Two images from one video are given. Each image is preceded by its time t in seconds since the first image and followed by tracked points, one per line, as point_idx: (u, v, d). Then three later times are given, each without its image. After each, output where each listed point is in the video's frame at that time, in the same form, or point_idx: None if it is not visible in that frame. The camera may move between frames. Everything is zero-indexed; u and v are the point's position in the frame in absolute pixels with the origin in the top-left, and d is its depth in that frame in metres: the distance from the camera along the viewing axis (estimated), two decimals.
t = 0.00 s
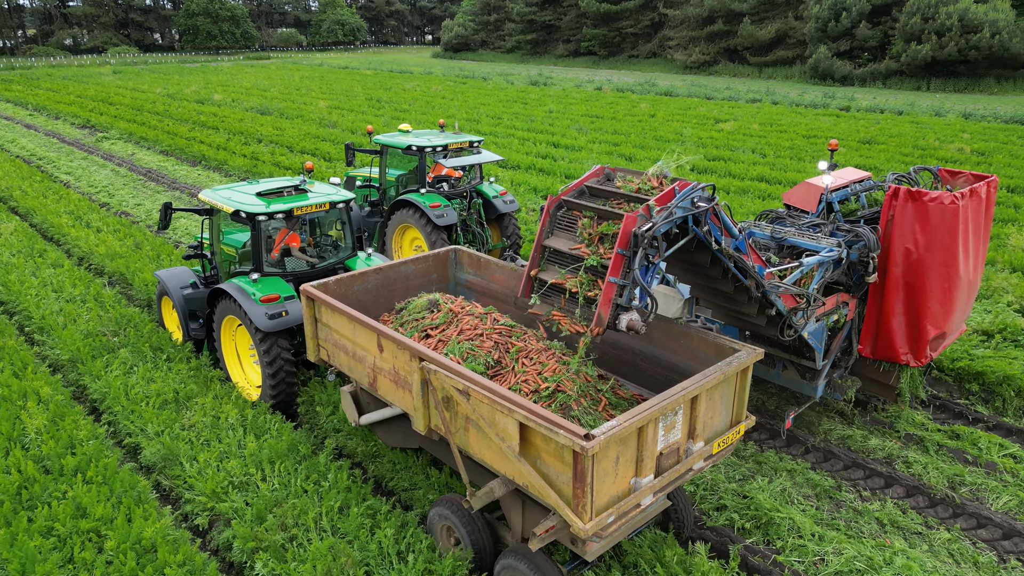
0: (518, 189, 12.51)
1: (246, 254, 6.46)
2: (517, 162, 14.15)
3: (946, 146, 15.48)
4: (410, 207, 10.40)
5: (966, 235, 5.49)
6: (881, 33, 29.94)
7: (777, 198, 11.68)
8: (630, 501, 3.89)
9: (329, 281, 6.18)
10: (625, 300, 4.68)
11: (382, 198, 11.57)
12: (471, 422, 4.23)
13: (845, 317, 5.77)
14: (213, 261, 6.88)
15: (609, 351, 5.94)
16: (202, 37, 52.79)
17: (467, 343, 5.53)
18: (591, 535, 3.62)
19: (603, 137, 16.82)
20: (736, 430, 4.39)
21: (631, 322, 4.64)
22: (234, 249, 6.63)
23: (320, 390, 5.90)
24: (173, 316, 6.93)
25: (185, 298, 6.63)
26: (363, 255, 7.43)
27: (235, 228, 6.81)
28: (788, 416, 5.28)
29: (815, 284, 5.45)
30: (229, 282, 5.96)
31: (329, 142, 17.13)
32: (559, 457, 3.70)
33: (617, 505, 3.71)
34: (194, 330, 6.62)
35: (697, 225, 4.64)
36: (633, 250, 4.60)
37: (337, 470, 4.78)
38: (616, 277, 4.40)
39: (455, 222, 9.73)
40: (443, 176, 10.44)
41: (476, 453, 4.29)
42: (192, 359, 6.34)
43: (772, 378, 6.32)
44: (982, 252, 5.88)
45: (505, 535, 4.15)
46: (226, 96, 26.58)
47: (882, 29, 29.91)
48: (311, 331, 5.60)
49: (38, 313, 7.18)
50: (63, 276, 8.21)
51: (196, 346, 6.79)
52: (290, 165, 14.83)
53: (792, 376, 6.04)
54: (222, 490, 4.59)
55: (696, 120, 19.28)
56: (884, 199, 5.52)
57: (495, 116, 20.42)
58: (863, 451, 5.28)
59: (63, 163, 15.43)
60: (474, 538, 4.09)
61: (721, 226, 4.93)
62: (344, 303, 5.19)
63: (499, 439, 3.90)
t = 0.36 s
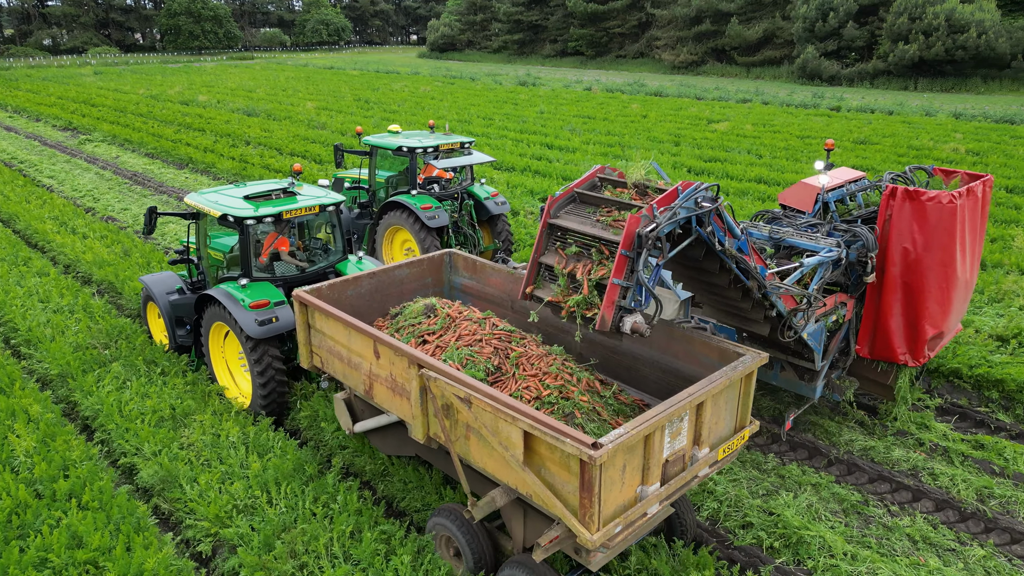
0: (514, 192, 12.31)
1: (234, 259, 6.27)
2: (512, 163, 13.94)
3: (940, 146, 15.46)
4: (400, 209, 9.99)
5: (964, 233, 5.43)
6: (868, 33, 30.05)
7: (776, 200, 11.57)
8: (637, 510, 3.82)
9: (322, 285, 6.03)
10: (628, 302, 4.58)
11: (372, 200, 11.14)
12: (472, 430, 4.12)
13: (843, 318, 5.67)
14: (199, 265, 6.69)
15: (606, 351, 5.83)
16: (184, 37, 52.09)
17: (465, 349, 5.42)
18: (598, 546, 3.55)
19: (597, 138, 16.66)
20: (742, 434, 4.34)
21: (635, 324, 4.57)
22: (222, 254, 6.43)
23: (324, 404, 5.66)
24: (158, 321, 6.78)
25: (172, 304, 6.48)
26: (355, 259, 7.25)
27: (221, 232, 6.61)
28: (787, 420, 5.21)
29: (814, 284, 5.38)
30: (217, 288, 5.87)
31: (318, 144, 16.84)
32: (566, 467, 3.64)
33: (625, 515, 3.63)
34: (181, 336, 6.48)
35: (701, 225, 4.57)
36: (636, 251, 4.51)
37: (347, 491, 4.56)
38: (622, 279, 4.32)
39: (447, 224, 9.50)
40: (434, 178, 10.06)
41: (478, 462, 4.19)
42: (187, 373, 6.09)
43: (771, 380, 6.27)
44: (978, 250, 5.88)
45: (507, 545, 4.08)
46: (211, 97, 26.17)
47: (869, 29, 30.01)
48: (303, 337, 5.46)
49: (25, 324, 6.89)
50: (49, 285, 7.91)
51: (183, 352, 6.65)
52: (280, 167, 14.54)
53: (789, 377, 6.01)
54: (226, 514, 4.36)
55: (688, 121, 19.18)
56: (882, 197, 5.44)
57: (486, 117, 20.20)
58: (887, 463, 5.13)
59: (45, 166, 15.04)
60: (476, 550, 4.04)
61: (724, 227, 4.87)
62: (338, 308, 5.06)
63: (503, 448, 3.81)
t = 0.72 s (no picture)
0: (511, 195, 12.10)
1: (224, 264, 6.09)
2: (507, 165, 13.73)
3: (936, 146, 15.43)
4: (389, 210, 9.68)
5: (964, 235, 5.54)
6: (856, 33, 30.14)
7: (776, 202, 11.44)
8: (645, 521, 3.76)
9: (315, 292, 5.89)
10: (641, 307, 4.54)
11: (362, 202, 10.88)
12: (475, 441, 4.04)
13: (844, 319, 5.73)
14: (188, 270, 6.51)
15: (621, 364, 5.72)
16: (167, 37, 51.37)
17: (465, 356, 5.32)
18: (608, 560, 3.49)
19: (591, 139, 16.49)
20: (748, 443, 4.29)
21: (649, 329, 4.54)
22: (211, 259, 6.22)
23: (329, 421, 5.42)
24: (144, 328, 6.63)
25: (159, 310, 6.30)
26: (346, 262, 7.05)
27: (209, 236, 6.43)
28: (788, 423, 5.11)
29: (817, 286, 5.43)
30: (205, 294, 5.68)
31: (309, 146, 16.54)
32: (575, 479, 3.56)
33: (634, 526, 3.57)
34: (169, 344, 6.36)
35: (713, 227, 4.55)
36: (649, 254, 4.50)
37: (358, 516, 4.33)
38: (636, 282, 4.30)
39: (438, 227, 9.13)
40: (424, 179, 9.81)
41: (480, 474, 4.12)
42: (184, 388, 5.83)
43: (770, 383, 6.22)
44: (976, 251, 5.97)
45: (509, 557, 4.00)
46: (195, 98, 25.73)
47: (857, 29, 30.11)
48: (296, 344, 5.35)
49: (11, 337, 6.59)
50: (35, 295, 7.60)
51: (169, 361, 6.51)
52: (270, 170, 14.23)
53: (790, 380, 5.97)
54: (231, 542, 4.13)
55: (682, 121, 19.06)
56: (883, 199, 5.55)
57: (477, 118, 19.97)
58: (916, 476, 4.98)
59: (27, 170, 14.62)
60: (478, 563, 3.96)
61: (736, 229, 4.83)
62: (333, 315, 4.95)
63: (509, 459, 3.74)
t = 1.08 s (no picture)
0: (509, 197, 11.88)
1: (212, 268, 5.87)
2: (504, 166, 13.50)
3: (935, 146, 15.35)
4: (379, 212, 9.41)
5: (969, 234, 5.41)
6: (846, 32, 30.19)
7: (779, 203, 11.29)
8: (658, 533, 3.63)
9: (309, 297, 5.67)
10: (648, 308, 4.53)
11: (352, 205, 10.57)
12: (478, 451, 3.90)
13: (847, 321, 5.59)
14: (173, 274, 6.34)
15: (628, 369, 5.43)
16: (150, 36, 50.67)
17: (466, 362, 5.18)
18: None
19: (587, 140, 16.30)
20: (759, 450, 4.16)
21: (656, 332, 4.48)
22: (199, 262, 6.00)
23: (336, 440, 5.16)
24: (129, 332, 6.41)
25: (144, 316, 6.07)
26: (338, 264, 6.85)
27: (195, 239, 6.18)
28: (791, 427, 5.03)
29: (822, 287, 5.33)
30: (194, 299, 5.63)
31: (300, 147, 16.23)
32: (582, 491, 3.43)
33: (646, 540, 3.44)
34: (154, 350, 6.14)
35: (721, 227, 4.44)
36: (656, 255, 4.45)
37: (373, 543, 4.09)
38: (642, 284, 4.23)
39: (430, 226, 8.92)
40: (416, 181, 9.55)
41: (485, 486, 3.97)
42: (182, 404, 5.56)
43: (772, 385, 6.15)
44: (979, 252, 5.85)
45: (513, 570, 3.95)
46: (182, 98, 25.30)
47: (847, 29, 30.15)
48: (289, 352, 5.18)
49: None
50: (22, 305, 7.29)
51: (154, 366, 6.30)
52: (261, 172, 13.91)
53: (792, 383, 5.88)
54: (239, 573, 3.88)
55: (677, 121, 18.90)
56: (885, 198, 5.44)
57: (471, 118, 19.73)
58: (948, 490, 4.80)
59: (10, 173, 14.21)
60: None
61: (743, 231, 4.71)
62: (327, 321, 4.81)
63: (514, 471, 3.60)
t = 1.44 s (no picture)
0: (506, 199, 11.65)
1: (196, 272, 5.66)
2: (501, 168, 13.27)
3: (933, 146, 15.26)
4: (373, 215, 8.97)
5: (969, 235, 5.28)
6: (837, 32, 30.22)
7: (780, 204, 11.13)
8: (664, 548, 3.48)
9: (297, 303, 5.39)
10: (642, 315, 4.29)
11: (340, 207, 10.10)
12: (477, 464, 3.73)
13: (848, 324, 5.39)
14: (156, 279, 6.00)
15: (631, 376, 5.30)
16: (135, 36, 50.03)
17: (462, 370, 4.92)
18: None
19: (583, 141, 16.11)
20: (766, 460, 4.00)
21: (650, 340, 4.25)
22: (182, 266, 5.79)
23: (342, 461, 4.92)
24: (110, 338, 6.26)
25: (128, 322, 5.92)
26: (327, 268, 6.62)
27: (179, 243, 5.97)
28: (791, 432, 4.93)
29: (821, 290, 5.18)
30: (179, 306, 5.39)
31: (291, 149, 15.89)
32: (587, 505, 3.26)
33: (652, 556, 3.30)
34: (137, 358, 5.98)
35: (717, 230, 4.25)
36: (650, 260, 4.21)
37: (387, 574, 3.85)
38: (637, 291, 4.01)
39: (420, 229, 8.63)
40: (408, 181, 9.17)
41: (483, 499, 3.80)
42: (177, 421, 5.29)
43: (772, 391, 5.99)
44: (977, 253, 5.73)
45: None
46: (168, 99, 24.88)
47: (838, 29, 30.18)
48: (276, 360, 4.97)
49: None
50: (7, 315, 6.98)
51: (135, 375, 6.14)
52: (252, 175, 13.60)
53: (790, 388, 5.75)
54: None
55: (672, 121, 18.74)
56: (886, 198, 5.28)
57: (464, 119, 19.48)
58: (982, 506, 4.62)
59: None
60: None
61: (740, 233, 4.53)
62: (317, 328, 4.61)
63: (515, 485, 3.44)
